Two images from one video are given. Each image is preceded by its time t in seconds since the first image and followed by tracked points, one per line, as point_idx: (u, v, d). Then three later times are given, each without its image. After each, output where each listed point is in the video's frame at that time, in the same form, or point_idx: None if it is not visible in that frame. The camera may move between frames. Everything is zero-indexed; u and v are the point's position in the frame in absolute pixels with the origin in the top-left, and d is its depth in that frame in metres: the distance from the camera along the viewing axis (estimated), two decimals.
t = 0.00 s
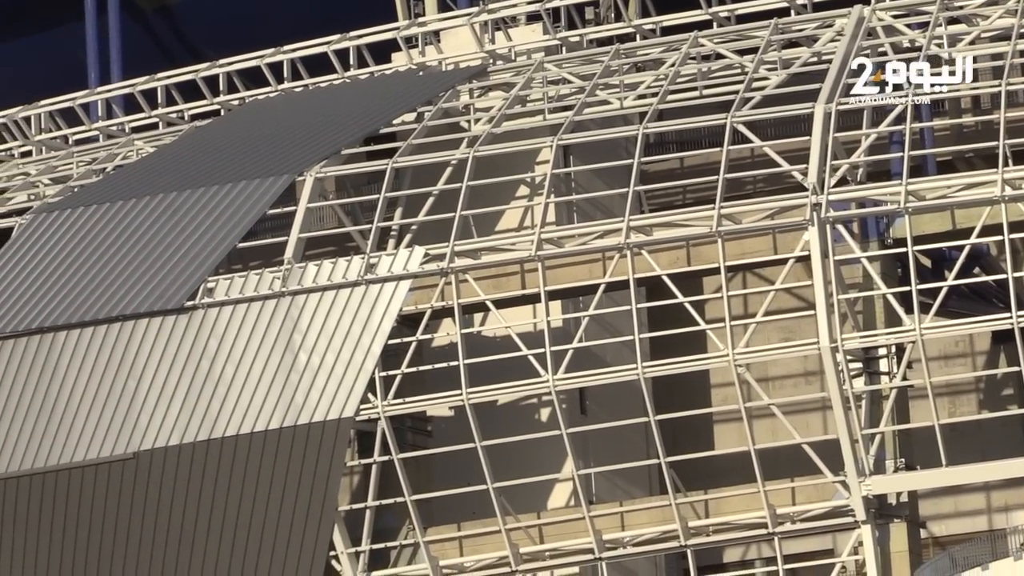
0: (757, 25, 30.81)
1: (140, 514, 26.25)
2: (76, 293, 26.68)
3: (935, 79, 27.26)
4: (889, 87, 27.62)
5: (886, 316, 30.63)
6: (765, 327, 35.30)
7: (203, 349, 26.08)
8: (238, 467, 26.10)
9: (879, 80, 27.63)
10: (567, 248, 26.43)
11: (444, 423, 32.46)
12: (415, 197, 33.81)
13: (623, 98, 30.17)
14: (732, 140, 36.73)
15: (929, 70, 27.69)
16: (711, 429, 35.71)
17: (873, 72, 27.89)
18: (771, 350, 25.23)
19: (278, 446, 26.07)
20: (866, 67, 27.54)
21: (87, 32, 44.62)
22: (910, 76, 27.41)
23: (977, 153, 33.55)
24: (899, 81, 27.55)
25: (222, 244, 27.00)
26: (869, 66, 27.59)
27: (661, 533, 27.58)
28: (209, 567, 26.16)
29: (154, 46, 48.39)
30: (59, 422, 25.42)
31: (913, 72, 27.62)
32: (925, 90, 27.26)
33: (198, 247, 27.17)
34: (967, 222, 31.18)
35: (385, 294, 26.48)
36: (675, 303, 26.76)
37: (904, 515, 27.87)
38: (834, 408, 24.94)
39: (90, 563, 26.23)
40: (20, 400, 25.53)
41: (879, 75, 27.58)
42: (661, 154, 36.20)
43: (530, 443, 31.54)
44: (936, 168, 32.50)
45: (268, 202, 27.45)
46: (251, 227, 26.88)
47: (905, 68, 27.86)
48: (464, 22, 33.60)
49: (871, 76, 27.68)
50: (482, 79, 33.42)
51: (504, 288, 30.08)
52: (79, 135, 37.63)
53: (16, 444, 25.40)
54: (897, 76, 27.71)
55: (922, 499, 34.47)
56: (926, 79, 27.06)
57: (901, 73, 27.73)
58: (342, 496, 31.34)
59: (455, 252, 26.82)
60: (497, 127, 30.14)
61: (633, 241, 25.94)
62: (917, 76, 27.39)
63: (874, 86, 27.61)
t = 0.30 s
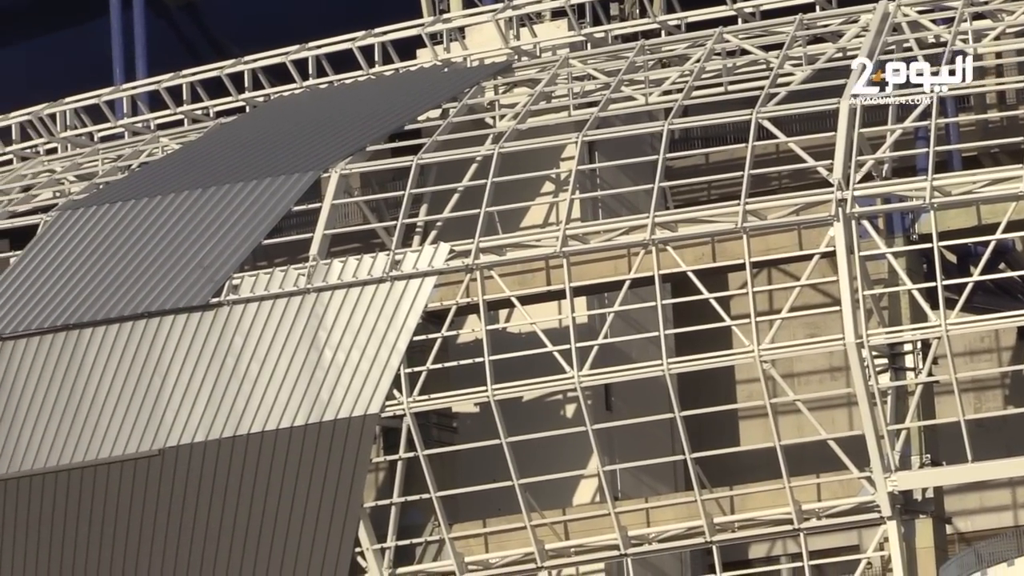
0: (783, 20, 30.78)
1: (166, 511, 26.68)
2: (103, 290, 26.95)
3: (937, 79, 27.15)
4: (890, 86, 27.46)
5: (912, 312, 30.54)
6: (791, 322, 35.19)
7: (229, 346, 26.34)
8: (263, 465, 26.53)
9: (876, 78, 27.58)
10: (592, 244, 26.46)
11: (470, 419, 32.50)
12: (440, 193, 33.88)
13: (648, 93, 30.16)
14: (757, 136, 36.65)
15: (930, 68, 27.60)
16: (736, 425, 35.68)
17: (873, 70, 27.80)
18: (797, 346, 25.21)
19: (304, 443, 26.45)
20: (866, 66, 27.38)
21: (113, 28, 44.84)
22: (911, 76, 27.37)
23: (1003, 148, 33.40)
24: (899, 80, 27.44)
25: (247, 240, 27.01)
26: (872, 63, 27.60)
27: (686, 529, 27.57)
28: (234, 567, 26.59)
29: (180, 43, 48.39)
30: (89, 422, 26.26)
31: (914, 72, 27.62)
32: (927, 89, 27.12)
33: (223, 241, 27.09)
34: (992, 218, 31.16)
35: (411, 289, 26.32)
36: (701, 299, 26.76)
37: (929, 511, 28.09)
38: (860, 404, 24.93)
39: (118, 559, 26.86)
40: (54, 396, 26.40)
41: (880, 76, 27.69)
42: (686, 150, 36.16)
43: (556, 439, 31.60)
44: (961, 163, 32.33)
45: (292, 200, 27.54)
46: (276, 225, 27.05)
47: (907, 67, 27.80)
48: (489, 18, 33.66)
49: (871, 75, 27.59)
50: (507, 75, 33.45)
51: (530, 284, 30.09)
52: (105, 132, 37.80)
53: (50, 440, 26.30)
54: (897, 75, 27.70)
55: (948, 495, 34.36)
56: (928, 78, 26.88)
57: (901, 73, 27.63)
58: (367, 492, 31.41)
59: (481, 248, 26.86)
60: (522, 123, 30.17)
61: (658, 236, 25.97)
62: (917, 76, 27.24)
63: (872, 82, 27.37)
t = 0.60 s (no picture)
0: (808, 17, 30.74)
1: (191, 508, 26.57)
2: (129, 289, 27.25)
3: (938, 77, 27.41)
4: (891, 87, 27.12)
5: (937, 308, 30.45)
6: (816, 319, 35.09)
7: (254, 344, 26.50)
8: (289, 462, 26.41)
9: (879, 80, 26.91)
10: (618, 241, 26.47)
11: (495, 417, 32.66)
12: (465, 190, 33.93)
13: (673, 90, 30.13)
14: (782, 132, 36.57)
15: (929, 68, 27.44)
16: (762, 422, 35.64)
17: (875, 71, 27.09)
18: (822, 342, 25.19)
19: (329, 438, 26.28)
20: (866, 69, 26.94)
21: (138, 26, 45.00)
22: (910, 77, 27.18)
23: None
24: (900, 80, 27.07)
25: (271, 240, 27.24)
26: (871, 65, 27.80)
27: (712, 526, 27.57)
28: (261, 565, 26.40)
29: (207, 40, 48.36)
30: (115, 420, 26.50)
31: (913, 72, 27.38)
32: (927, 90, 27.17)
33: (248, 240, 27.36)
34: (1018, 214, 30.83)
35: (436, 287, 26.42)
36: (726, 296, 26.74)
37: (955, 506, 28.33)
38: (885, 401, 24.89)
39: (141, 557, 26.71)
40: (80, 394, 26.66)
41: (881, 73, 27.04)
42: (711, 147, 36.08)
43: (581, 436, 31.66)
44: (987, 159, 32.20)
45: (317, 198, 27.78)
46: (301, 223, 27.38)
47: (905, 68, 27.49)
48: (514, 16, 33.70)
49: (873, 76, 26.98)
50: (532, 73, 33.46)
51: (555, 281, 30.08)
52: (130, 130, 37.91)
53: (76, 439, 26.55)
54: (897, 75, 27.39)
55: (973, 491, 34.25)
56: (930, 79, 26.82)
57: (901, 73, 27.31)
58: (393, 489, 31.47)
59: (506, 245, 26.89)
60: (547, 120, 30.19)
61: (683, 233, 25.98)
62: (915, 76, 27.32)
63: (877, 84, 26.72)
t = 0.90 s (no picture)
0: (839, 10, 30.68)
1: (222, 502, 26.76)
2: (160, 285, 27.69)
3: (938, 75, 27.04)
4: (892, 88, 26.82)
5: (969, 302, 30.33)
6: (847, 312, 34.98)
7: (285, 338, 26.67)
8: (319, 458, 26.47)
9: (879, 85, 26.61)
10: (649, 235, 26.49)
11: (526, 410, 32.78)
12: (496, 184, 34.01)
13: (704, 84, 30.06)
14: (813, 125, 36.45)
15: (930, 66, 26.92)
16: (793, 416, 35.57)
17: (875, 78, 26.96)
18: (854, 336, 25.15)
19: (361, 432, 26.36)
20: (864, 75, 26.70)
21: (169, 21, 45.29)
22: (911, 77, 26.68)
23: None
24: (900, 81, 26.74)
25: (301, 234, 27.67)
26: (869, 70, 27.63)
27: (743, 519, 27.55)
28: (291, 560, 26.51)
29: (236, 35, 48.42)
30: (145, 415, 26.78)
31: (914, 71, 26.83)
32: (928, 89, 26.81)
33: (278, 236, 27.74)
34: None
35: (467, 280, 26.52)
36: (757, 289, 26.71)
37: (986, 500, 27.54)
38: (916, 394, 24.83)
39: (172, 550, 26.76)
40: (111, 389, 27.01)
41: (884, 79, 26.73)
42: (741, 140, 35.99)
43: (612, 430, 31.71)
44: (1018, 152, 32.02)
45: (346, 192, 28.05)
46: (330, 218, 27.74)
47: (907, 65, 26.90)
48: (544, 10, 33.75)
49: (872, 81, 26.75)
50: (563, 67, 33.45)
51: (585, 275, 30.12)
52: (160, 124, 38.02)
53: (107, 434, 26.89)
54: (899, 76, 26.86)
55: (1006, 485, 34.09)
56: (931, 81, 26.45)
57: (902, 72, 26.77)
58: (424, 483, 31.55)
59: (536, 239, 26.94)
60: (578, 114, 30.24)
61: (714, 227, 25.99)
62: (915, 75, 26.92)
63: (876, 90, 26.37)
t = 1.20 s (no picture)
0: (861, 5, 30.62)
1: (245, 498, 27.00)
2: (182, 280, 27.72)
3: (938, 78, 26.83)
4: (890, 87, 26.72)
5: (991, 296, 30.25)
6: (869, 307, 34.90)
7: (307, 333, 26.70)
8: (341, 453, 26.89)
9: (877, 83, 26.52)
10: (671, 229, 26.49)
11: (548, 405, 32.88)
12: (518, 179, 34.05)
13: (726, 78, 30.03)
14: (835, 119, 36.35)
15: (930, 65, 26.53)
16: (816, 411, 35.52)
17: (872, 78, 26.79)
18: (876, 330, 25.10)
19: (383, 426, 26.71)
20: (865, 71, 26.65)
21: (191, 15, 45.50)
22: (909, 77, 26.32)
23: None
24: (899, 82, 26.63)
25: (324, 230, 27.65)
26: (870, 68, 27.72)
27: (766, 514, 27.53)
28: (313, 558, 26.82)
29: (259, 30, 48.44)
30: (167, 410, 26.95)
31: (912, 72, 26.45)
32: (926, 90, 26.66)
33: (300, 232, 27.72)
34: None
35: (489, 274, 26.39)
36: (780, 284, 26.68)
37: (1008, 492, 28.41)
38: (939, 388, 24.78)
39: (196, 544, 27.14)
40: (134, 383, 27.15)
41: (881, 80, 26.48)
42: (764, 135, 35.92)
43: (635, 424, 31.74)
44: None
45: (369, 187, 28.15)
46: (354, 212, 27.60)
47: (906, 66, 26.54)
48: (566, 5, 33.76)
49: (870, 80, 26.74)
50: (585, 62, 33.44)
51: (608, 270, 30.14)
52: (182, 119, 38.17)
53: (130, 428, 27.04)
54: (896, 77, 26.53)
55: None
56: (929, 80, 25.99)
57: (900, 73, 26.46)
58: (447, 478, 31.61)
59: (558, 234, 26.98)
60: (600, 108, 30.25)
61: (736, 221, 25.98)
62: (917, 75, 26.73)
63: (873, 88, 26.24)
